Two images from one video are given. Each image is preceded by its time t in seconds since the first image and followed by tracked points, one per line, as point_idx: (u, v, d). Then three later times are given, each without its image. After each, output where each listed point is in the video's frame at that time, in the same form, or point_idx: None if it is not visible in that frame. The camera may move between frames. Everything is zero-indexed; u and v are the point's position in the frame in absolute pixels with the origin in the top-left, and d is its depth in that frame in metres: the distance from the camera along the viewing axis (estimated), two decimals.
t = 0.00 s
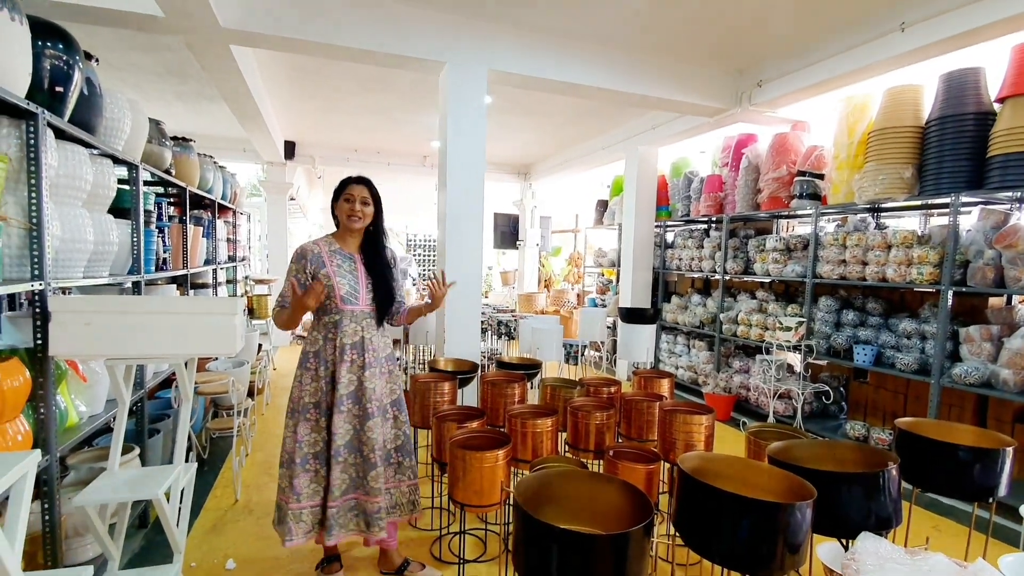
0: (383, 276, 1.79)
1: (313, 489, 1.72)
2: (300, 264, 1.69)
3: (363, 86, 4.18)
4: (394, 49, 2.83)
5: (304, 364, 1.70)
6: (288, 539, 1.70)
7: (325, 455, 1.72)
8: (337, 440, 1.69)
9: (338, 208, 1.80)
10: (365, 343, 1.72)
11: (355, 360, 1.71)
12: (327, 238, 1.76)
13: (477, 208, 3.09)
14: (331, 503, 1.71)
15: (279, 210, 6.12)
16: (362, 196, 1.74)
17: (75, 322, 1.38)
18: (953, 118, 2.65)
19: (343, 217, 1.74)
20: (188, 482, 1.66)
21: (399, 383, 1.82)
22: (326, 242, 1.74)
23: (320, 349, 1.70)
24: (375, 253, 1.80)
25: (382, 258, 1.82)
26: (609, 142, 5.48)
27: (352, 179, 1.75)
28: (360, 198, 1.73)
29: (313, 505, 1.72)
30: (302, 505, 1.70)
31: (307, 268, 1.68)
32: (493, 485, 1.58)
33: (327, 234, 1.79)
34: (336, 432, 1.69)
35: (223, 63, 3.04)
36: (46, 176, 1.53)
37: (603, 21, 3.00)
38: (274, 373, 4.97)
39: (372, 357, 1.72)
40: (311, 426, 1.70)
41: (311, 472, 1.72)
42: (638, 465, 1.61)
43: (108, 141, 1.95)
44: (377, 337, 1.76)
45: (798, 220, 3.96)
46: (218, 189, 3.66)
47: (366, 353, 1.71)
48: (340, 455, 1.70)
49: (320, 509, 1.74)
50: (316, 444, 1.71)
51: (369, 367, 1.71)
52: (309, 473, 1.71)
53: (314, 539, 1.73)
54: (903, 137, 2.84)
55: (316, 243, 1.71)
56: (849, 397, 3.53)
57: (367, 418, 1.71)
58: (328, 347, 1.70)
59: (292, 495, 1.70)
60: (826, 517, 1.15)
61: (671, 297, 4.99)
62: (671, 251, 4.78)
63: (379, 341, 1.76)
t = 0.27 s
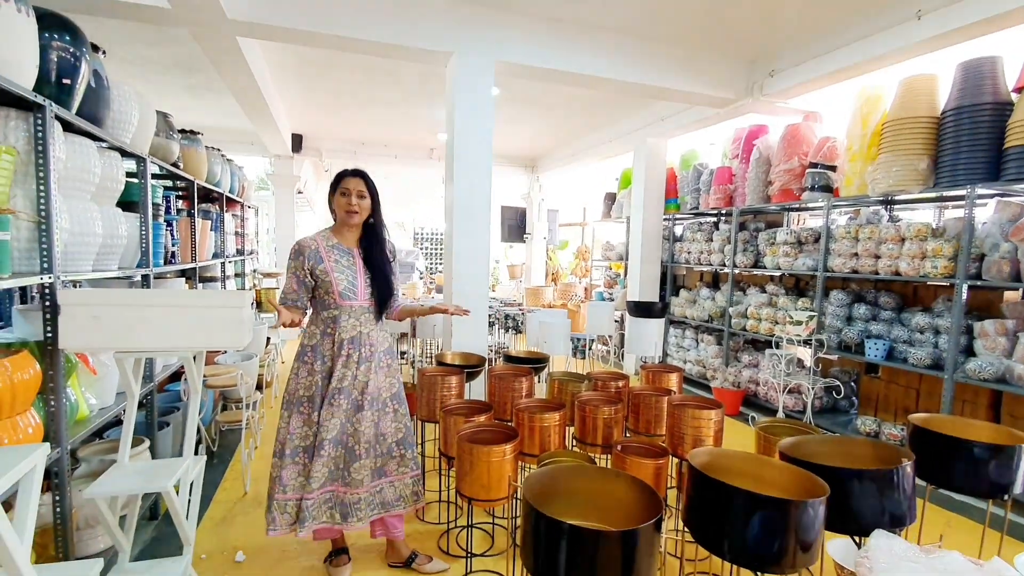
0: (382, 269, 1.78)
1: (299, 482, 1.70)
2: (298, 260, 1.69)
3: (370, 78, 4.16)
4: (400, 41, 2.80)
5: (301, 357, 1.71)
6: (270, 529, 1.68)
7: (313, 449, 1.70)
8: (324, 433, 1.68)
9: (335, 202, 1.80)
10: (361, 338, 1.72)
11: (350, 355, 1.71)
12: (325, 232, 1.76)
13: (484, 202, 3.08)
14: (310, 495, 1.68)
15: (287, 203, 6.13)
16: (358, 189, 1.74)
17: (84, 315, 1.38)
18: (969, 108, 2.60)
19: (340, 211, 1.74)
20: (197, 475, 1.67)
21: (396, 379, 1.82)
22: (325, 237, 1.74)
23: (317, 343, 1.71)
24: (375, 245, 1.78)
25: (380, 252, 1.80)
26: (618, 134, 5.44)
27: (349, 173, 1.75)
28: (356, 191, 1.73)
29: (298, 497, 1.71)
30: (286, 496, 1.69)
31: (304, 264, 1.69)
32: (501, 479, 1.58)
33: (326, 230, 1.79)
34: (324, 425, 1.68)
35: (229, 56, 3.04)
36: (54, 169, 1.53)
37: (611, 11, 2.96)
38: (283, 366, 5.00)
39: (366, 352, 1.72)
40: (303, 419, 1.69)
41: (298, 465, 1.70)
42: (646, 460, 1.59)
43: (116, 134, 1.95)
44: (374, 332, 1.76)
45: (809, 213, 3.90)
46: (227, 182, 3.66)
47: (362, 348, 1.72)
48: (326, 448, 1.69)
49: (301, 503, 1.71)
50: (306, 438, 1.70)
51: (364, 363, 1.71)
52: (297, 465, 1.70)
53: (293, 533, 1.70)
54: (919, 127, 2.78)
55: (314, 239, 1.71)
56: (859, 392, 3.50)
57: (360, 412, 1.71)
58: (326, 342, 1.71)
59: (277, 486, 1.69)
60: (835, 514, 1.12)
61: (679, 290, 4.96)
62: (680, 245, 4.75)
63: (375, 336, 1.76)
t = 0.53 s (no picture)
0: (389, 264, 1.76)
1: (313, 481, 1.69)
2: (303, 260, 1.64)
3: (374, 72, 4.12)
4: (404, 33, 2.76)
5: (311, 357, 1.68)
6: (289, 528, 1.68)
7: (327, 448, 1.68)
8: (337, 432, 1.66)
9: (337, 198, 1.73)
10: (372, 335, 1.69)
11: (362, 353, 1.68)
12: (327, 230, 1.71)
13: (490, 195, 3.04)
14: (327, 494, 1.67)
15: (293, 200, 6.13)
16: (369, 186, 1.69)
17: (87, 315, 1.36)
18: (987, 93, 2.51)
19: (349, 209, 1.68)
20: (205, 475, 1.66)
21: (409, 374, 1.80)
22: (331, 234, 1.69)
23: (327, 342, 1.68)
24: (377, 243, 1.76)
25: (386, 247, 1.78)
26: (625, 125, 5.37)
27: (356, 169, 1.69)
28: (367, 189, 1.68)
29: (314, 496, 1.70)
30: (302, 495, 1.69)
31: (311, 264, 1.64)
32: (511, 476, 1.55)
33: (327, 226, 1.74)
34: (338, 423, 1.66)
35: (232, 51, 3.01)
36: (56, 167, 1.51)
37: None
38: (291, 363, 5.00)
39: (377, 349, 1.70)
40: (315, 418, 1.68)
41: (313, 464, 1.69)
42: (659, 457, 1.56)
43: (119, 131, 1.93)
44: (385, 327, 1.74)
45: (821, 202, 3.83)
46: (232, 179, 3.65)
47: (375, 344, 1.69)
48: (342, 446, 1.67)
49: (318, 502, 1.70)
50: (318, 437, 1.68)
51: (374, 360, 1.69)
52: (311, 465, 1.69)
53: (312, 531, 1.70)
54: (935, 113, 2.70)
55: (317, 237, 1.66)
56: (874, 384, 3.44)
57: (377, 406, 1.71)
58: (336, 340, 1.68)
59: (293, 486, 1.68)
60: (856, 512, 1.08)
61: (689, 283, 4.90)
62: (689, 237, 4.69)
63: (385, 331, 1.73)
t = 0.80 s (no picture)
0: (396, 270, 1.71)
1: (329, 498, 1.64)
2: (310, 271, 1.57)
3: (371, 77, 4.10)
4: (399, 38, 2.73)
5: (320, 371, 1.62)
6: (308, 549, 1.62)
7: (343, 464, 1.63)
8: (354, 447, 1.61)
9: (342, 205, 1.68)
10: (382, 344, 1.65)
11: (373, 363, 1.63)
12: (332, 238, 1.65)
13: (488, 201, 3.00)
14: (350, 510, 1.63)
15: (290, 206, 6.09)
16: (379, 191, 1.66)
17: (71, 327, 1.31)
18: (989, 94, 2.49)
19: (358, 214, 1.64)
20: (194, 491, 1.61)
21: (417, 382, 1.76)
22: (338, 243, 1.64)
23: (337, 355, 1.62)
24: (384, 250, 1.70)
25: (392, 253, 1.74)
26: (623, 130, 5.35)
27: (363, 173, 1.65)
28: (378, 193, 1.66)
29: (332, 514, 1.64)
30: (318, 513, 1.63)
31: (318, 275, 1.58)
32: (511, 490, 1.50)
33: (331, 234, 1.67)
34: (354, 438, 1.61)
35: (227, 57, 2.98)
36: (41, 174, 1.47)
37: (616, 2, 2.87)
38: (287, 371, 4.95)
39: (388, 358, 1.66)
40: (328, 435, 1.62)
41: (328, 481, 1.63)
42: (662, 469, 1.52)
43: (108, 137, 1.89)
44: (393, 336, 1.69)
45: (822, 206, 3.80)
46: (227, 186, 3.61)
47: (386, 354, 1.65)
48: (360, 461, 1.62)
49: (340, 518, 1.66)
50: (332, 454, 1.62)
51: (385, 369, 1.65)
52: (326, 482, 1.63)
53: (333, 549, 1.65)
54: (937, 116, 2.68)
55: (323, 246, 1.60)
56: (877, 390, 3.39)
57: (393, 417, 1.67)
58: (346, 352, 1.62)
59: (308, 504, 1.62)
60: (874, 530, 1.03)
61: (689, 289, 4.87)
62: (689, 242, 4.65)
63: (394, 340, 1.69)
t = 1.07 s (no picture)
0: (412, 269, 1.65)
1: (353, 510, 1.57)
2: (326, 270, 1.50)
3: (366, 76, 4.05)
4: (394, 35, 2.69)
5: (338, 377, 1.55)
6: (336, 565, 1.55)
7: (366, 472, 1.57)
8: (378, 453, 1.56)
9: (358, 203, 1.62)
10: (402, 345, 1.59)
11: (394, 366, 1.58)
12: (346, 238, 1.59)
13: (484, 200, 2.96)
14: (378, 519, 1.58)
15: (284, 206, 6.03)
16: (399, 191, 1.62)
17: (52, 332, 1.27)
18: (991, 93, 2.47)
19: (376, 214, 1.59)
20: (182, 499, 1.56)
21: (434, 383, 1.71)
22: (354, 243, 1.58)
23: (355, 359, 1.55)
24: (399, 250, 1.65)
25: (406, 252, 1.68)
26: (620, 129, 5.32)
27: (384, 172, 1.60)
28: (398, 194, 1.61)
29: (356, 525, 1.57)
30: (343, 526, 1.56)
31: (335, 274, 1.51)
32: (508, 496, 1.47)
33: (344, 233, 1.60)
34: (377, 445, 1.55)
35: (218, 54, 2.93)
36: (22, 173, 1.42)
37: None
38: (281, 373, 4.90)
39: (406, 359, 1.60)
40: (349, 443, 1.55)
41: (351, 493, 1.56)
42: (663, 473, 1.49)
43: (94, 136, 1.84)
44: (411, 336, 1.63)
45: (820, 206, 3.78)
46: (220, 185, 3.56)
47: (405, 355, 1.60)
48: (385, 468, 1.57)
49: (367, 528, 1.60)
50: (353, 464, 1.55)
51: (405, 372, 1.60)
52: (349, 493, 1.56)
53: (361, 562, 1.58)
54: (937, 116, 2.65)
55: (338, 245, 1.54)
56: (877, 391, 3.35)
57: (411, 421, 1.61)
58: (364, 357, 1.55)
59: (332, 518, 1.55)
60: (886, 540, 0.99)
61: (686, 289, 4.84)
62: (686, 242, 4.62)
63: (413, 341, 1.63)
